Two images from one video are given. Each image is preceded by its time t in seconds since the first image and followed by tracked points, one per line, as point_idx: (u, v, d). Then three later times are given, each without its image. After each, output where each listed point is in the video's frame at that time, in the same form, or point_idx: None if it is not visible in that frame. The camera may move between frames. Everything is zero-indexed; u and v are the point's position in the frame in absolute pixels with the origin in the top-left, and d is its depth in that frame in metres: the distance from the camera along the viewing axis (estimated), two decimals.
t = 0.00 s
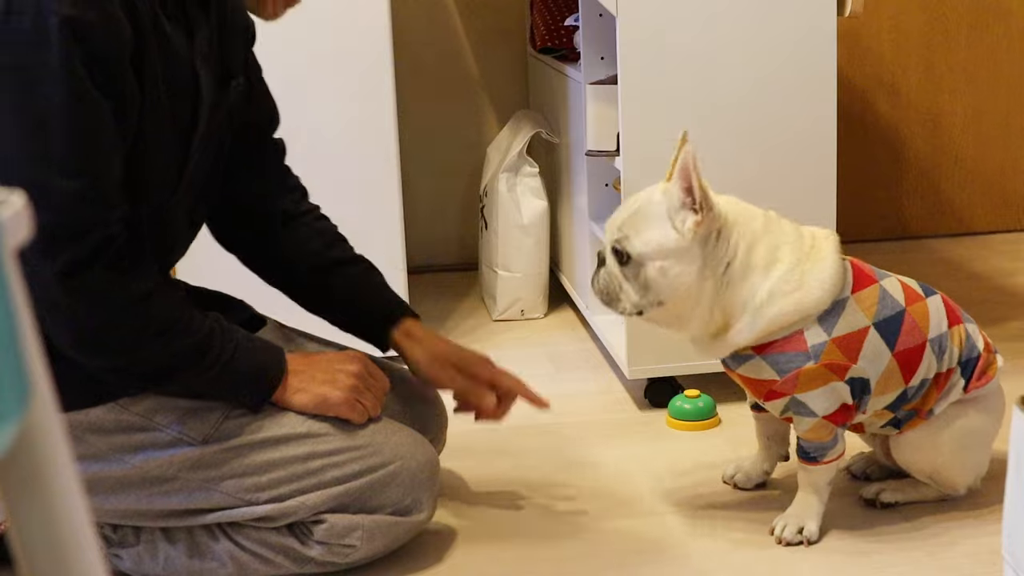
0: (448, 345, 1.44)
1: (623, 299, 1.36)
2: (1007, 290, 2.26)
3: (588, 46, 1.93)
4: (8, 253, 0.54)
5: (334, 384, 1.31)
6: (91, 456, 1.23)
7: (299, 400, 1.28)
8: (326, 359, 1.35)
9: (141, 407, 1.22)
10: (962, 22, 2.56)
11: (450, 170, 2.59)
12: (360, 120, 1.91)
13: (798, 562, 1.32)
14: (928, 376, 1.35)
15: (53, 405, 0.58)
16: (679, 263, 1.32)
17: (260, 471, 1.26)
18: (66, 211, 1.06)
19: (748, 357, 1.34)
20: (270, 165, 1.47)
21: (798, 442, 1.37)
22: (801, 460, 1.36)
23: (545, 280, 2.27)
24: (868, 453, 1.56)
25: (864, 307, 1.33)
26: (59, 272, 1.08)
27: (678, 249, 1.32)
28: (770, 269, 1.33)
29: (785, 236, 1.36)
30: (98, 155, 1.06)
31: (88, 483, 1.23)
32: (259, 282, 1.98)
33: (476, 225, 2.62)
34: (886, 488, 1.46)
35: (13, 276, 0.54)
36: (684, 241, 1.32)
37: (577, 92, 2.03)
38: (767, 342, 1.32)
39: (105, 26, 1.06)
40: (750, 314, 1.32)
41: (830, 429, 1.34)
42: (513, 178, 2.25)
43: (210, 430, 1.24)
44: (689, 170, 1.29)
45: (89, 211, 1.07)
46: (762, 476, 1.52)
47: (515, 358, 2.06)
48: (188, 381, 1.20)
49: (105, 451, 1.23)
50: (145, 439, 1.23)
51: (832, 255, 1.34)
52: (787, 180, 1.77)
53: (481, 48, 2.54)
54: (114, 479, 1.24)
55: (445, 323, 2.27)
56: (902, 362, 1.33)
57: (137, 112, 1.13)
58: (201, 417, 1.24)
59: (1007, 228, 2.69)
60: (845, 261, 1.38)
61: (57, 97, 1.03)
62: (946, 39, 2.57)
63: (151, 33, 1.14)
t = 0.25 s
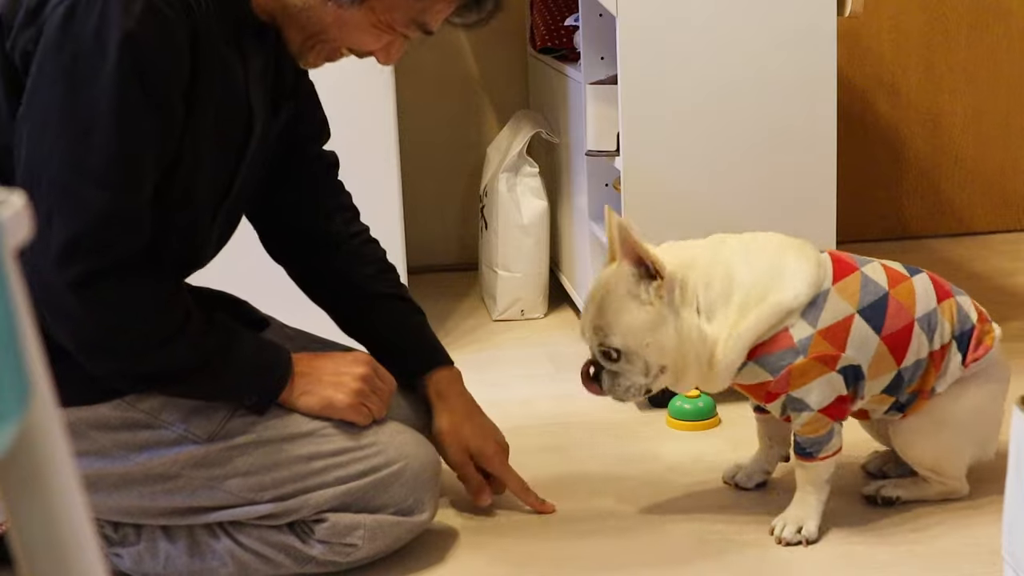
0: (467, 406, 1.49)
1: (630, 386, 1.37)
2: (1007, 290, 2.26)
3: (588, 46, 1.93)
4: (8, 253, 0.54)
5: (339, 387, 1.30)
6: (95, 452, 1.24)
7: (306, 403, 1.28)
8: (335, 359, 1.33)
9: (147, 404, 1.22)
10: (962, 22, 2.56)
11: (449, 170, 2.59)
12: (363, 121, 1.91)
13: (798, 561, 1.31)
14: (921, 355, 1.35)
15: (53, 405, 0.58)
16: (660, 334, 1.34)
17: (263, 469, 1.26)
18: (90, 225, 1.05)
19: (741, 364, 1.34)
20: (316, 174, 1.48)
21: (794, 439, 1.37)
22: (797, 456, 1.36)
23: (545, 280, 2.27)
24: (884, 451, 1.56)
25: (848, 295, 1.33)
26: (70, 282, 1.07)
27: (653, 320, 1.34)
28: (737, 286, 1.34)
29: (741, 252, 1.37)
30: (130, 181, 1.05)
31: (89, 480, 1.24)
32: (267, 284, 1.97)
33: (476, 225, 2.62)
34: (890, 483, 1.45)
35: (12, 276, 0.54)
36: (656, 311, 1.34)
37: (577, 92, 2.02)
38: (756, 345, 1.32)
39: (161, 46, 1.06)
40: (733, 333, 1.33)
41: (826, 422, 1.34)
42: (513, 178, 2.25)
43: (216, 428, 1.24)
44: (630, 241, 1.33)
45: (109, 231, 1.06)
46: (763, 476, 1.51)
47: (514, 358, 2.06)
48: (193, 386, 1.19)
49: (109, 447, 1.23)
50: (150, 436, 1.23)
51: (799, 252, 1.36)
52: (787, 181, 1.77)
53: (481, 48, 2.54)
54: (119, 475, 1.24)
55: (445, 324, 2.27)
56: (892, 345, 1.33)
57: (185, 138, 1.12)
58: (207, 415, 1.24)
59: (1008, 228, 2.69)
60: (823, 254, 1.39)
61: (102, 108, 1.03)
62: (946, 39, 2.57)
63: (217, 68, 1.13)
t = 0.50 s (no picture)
0: (466, 411, 1.48)
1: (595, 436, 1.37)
2: (1007, 290, 2.26)
3: (588, 46, 1.93)
4: (8, 253, 0.54)
5: (341, 387, 1.30)
6: (95, 451, 1.24)
7: (308, 404, 1.28)
8: (336, 358, 1.33)
9: (148, 403, 1.22)
10: (962, 22, 2.56)
11: (449, 170, 2.59)
12: (363, 122, 1.91)
13: (798, 561, 1.31)
14: (899, 357, 1.34)
15: (54, 405, 0.58)
16: (633, 390, 1.34)
17: (263, 468, 1.26)
18: (99, 233, 1.04)
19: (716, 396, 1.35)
20: (319, 175, 1.48)
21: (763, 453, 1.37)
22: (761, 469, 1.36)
23: (545, 280, 2.27)
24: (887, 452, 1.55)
25: (812, 310, 1.32)
26: (75, 289, 1.06)
27: (628, 377, 1.33)
28: (700, 326, 1.34)
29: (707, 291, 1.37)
30: (143, 192, 1.05)
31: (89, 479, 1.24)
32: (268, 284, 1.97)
33: (476, 225, 2.63)
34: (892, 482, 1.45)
35: (12, 276, 0.54)
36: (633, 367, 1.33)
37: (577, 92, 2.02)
38: (726, 376, 1.33)
39: (180, 58, 1.06)
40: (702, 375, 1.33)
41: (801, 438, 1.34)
42: (513, 178, 2.25)
43: (216, 427, 1.24)
44: (624, 297, 1.31)
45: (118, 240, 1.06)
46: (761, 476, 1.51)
47: (514, 358, 2.06)
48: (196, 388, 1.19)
49: (110, 446, 1.23)
50: (150, 435, 1.23)
51: (762, 281, 1.35)
52: (787, 181, 1.77)
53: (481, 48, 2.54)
54: (120, 474, 1.24)
55: (445, 324, 2.27)
56: (866, 355, 1.32)
57: (197, 149, 1.12)
58: (208, 414, 1.24)
59: (1008, 228, 2.69)
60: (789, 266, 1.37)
61: (118, 117, 1.03)
62: (946, 39, 2.57)
63: (235, 78, 1.14)
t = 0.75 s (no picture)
0: (466, 413, 1.49)
1: (566, 473, 1.40)
2: (1007, 290, 2.26)
3: (588, 46, 1.93)
4: (8, 253, 0.54)
5: (339, 386, 1.30)
6: (94, 451, 1.24)
7: (305, 403, 1.28)
8: (334, 358, 1.33)
9: (147, 403, 1.22)
10: (962, 22, 2.56)
11: (450, 170, 2.59)
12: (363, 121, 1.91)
13: (798, 562, 1.31)
14: (872, 375, 1.33)
15: (54, 405, 0.58)
16: (598, 431, 1.35)
17: (263, 468, 1.26)
18: (96, 232, 1.04)
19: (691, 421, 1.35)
20: (315, 172, 1.48)
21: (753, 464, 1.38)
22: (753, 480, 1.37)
23: (545, 280, 2.27)
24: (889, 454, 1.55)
25: (776, 336, 1.31)
26: (71, 288, 1.06)
27: (592, 419, 1.34)
28: (663, 360, 1.33)
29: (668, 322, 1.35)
30: (138, 191, 1.05)
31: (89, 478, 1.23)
32: (267, 282, 1.97)
33: (476, 225, 2.63)
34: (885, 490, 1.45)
35: (13, 276, 0.54)
36: (598, 410, 1.34)
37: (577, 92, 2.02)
38: (695, 405, 1.33)
39: (174, 56, 1.06)
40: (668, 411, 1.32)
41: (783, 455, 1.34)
42: (513, 178, 2.25)
43: (215, 427, 1.24)
44: (584, 344, 1.30)
45: (114, 238, 1.06)
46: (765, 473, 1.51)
47: (513, 358, 2.06)
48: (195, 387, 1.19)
49: (109, 446, 1.23)
50: (150, 435, 1.23)
51: (724, 311, 1.33)
52: (786, 181, 1.77)
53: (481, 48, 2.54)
54: (119, 473, 1.24)
55: (445, 324, 2.27)
56: (838, 377, 1.31)
57: (192, 147, 1.12)
58: (206, 413, 1.24)
59: (1008, 228, 2.69)
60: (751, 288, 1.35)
61: (113, 115, 1.03)
62: (946, 39, 2.57)
63: (227, 75, 1.14)
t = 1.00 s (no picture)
0: (466, 415, 1.48)
1: (545, 513, 1.40)
2: (1008, 290, 2.26)
3: (588, 46, 1.93)
4: (8, 253, 0.54)
5: (339, 386, 1.30)
6: (94, 450, 1.23)
7: (305, 403, 1.28)
8: (334, 357, 1.33)
9: (148, 402, 1.22)
10: (962, 22, 2.56)
11: (450, 170, 2.59)
12: (364, 121, 1.91)
13: (798, 562, 1.31)
14: (835, 380, 1.33)
15: (53, 405, 0.58)
16: (583, 471, 1.37)
17: (262, 468, 1.26)
18: (96, 230, 1.04)
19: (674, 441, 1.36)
20: (314, 173, 1.48)
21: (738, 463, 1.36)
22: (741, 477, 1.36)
23: (545, 280, 2.27)
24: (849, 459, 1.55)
25: (738, 344, 1.33)
26: (72, 287, 1.06)
27: (578, 460, 1.36)
28: (638, 390, 1.35)
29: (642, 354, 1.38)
30: (138, 189, 1.05)
31: (88, 478, 1.23)
32: (267, 282, 1.97)
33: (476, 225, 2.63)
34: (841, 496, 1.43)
35: (13, 276, 0.54)
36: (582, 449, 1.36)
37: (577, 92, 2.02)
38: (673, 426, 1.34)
39: (174, 54, 1.06)
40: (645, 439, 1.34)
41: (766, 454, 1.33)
42: (513, 178, 2.25)
43: (215, 427, 1.24)
44: (573, 386, 1.34)
45: (114, 236, 1.06)
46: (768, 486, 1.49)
47: (514, 358, 2.06)
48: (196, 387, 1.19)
49: (109, 446, 1.23)
50: (150, 435, 1.23)
51: (689, 334, 1.36)
52: (786, 181, 1.77)
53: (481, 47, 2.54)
54: (119, 473, 1.24)
55: (445, 324, 2.27)
56: (804, 383, 1.31)
57: (193, 145, 1.12)
58: (207, 413, 1.24)
59: (1008, 228, 2.69)
60: (712, 307, 1.38)
61: (113, 114, 1.03)
62: (946, 39, 2.57)
63: (226, 74, 1.14)
